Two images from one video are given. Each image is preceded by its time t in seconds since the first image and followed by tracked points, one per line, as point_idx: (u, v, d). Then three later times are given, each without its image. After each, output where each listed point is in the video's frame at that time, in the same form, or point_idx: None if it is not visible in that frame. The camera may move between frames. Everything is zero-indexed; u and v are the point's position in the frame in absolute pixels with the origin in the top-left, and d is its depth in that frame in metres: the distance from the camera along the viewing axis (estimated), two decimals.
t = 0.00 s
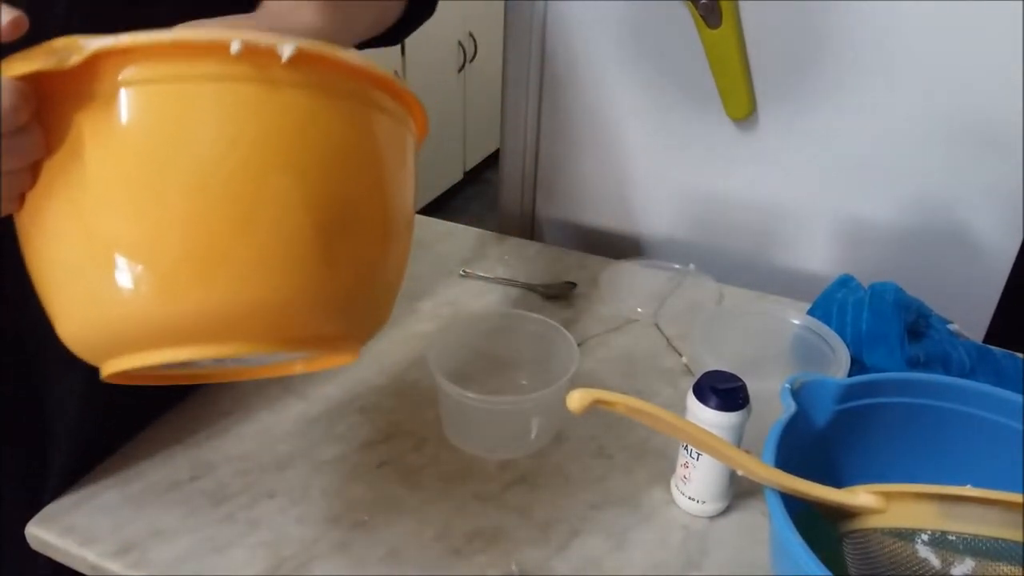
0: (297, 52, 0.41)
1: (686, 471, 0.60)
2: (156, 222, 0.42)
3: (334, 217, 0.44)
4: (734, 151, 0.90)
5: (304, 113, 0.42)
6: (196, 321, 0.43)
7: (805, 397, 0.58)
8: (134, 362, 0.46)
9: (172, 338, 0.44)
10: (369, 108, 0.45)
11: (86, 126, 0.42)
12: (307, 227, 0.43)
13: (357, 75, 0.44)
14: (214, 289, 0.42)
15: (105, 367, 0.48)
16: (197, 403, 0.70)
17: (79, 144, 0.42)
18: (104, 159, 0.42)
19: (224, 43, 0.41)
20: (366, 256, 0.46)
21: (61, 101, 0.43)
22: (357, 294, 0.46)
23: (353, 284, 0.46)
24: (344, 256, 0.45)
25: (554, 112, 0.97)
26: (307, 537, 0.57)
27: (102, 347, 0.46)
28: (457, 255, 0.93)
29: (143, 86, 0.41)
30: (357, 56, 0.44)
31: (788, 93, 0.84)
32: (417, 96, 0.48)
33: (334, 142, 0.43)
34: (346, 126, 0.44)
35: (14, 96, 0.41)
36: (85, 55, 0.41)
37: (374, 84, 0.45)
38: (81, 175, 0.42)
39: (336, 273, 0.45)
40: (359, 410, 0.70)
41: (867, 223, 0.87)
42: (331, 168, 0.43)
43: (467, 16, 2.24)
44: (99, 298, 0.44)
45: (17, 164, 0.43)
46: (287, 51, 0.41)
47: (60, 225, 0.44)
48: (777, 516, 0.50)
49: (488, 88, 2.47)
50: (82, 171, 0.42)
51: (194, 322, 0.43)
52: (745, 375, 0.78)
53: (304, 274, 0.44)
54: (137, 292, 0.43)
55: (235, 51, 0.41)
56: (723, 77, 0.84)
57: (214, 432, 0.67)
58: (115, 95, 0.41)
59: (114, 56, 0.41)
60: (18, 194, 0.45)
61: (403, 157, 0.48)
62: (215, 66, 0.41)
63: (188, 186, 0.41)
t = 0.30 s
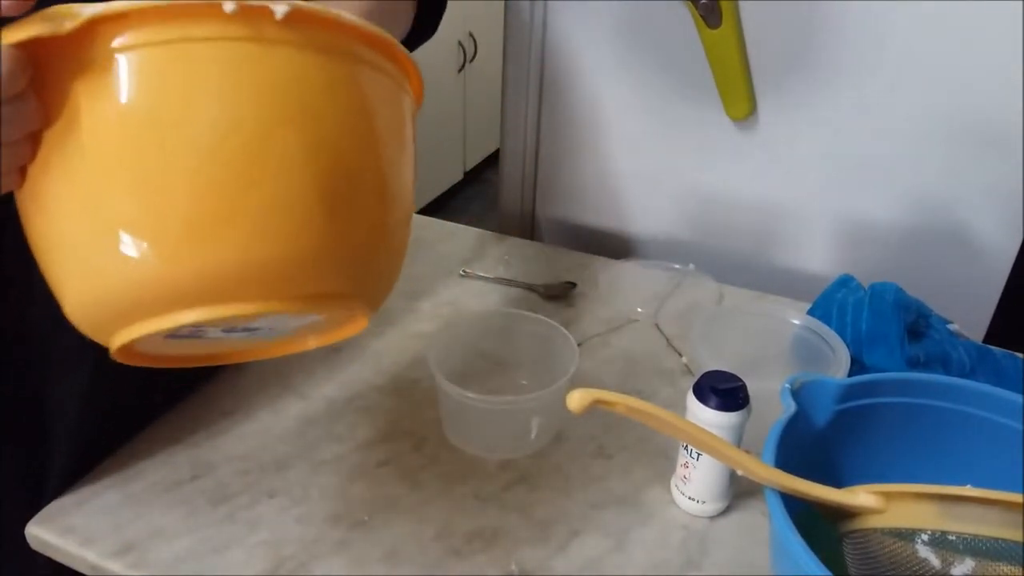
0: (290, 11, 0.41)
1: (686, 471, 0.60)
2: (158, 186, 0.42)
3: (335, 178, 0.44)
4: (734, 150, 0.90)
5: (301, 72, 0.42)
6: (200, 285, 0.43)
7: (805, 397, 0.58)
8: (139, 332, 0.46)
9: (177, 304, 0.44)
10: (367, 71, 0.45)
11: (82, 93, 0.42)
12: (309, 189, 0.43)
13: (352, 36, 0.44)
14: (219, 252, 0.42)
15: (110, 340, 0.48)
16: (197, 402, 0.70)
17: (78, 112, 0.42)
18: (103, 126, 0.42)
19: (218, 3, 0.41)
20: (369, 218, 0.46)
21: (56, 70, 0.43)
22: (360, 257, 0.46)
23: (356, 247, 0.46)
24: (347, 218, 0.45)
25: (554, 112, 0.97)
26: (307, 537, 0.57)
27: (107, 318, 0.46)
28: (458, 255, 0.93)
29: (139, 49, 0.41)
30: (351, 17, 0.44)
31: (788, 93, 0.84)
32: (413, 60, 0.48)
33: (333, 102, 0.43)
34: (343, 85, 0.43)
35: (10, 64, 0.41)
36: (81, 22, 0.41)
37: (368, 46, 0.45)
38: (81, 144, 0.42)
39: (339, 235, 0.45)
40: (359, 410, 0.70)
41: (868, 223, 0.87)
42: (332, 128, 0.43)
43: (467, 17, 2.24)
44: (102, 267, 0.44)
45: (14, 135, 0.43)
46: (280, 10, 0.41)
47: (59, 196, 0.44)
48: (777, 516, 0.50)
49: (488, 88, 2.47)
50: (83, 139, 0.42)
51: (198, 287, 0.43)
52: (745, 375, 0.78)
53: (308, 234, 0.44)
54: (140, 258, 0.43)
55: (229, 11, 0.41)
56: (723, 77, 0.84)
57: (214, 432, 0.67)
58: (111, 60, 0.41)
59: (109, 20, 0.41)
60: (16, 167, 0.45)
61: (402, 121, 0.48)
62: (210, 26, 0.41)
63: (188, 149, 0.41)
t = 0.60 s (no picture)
0: (296, 10, 0.42)
1: (685, 471, 0.60)
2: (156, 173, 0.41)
3: (336, 175, 0.43)
4: (734, 150, 0.90)
5: (304, 69, 0.42)
6: (194, 276, 0.42)
7: (805, 397, 0.58)
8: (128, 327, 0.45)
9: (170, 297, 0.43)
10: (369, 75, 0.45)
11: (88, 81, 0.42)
12: (309, 182, 0.43)
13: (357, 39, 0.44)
14: (214, 243, 0.42)
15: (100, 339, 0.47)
16: (197, 402, 0.70)
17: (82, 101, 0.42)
18: (106, 115, 0.42)
19: None
20: (368, 219, 0.45)
21: (61, 59, 0.43)
22: (361, 253, 0.46)
23: (353, 247, 0.45)
24: (345, 216, 0.44)
25: (554, 112, 0.97)
26: (306, 537, 0.57)
27: (98, 311, 0.45)
28: (458, 255, 0.93)
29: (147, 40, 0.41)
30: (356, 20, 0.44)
31: (788, 93, 0.84)
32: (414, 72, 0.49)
33: (336, 99, 0.43)
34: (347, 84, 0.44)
35: (21, 48, 0.41)
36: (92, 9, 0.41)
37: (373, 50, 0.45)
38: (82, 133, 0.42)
39: (337, 231, 0.44)
40: (358, 410, 0.70)
41: (868, 223, 0.87)
42: (332, 125, 0.43)
43: (467, 17, 2.24)
44: (96, 257, 0.43)
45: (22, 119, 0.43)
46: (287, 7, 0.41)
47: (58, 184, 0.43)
48: (777, 517, 0.50)
49: (488, 88, 2.47)
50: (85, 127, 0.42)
51: (192, 277, 0.42)
52: (745, 375, 0.78)
53: (306, 229, 0.43)
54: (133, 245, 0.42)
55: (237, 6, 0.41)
56: (723, 77, 0.84)
57: (214, 432, 0.67)
58: (118, 51, 0.42)
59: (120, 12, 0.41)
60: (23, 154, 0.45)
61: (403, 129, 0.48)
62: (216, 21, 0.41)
63: (189, 138, 0.41)
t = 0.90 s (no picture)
0: (275, 19, 0.41)
1: (685, 471, 0.60)
2: (132, 186, 0.41)
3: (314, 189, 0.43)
4: (733, 149, 0.90)
5: (286, 81, 0.42)
6: (171, 289, 0.42)
7: (805, 397, 0.58)
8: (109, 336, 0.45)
9: (148, 307, 0.43)
10: (351, 81, 0.45)
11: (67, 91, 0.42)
12: (289, 196, 0.42)
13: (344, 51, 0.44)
14: (191, 256, 0.42)
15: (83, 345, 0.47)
16: (197, 402, 0.70)
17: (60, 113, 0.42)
18: (85, 124, 0.41)
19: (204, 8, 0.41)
20: (348, 233, 0.45)
21: (45, 70, 0.43)
22: (345, 266, 0.46)
23: (336, 259, 0.45)
24: (324, 230, 0.44)
25: (554, 112, 0.97)
26: (306, 537, 0.57)
27: (79, 319, 0.45)
28: (458, 255, 0.93)
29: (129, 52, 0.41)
30: (341, 30, 0.43)
31: (789, 93, 0.84)
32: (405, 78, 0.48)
33: (317, 111, 0.43)
34: (332, 96, 0.43)
35: None
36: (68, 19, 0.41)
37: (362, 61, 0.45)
38: (59, 144, 0.42)
39: (316, 244, 0.44)
40: (358, 410, 0.70)
41: (868, 223, 0.87)
42: (311, 137, 0.43)
43: (467, 17, 2.24)
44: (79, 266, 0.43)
45: None
46: (264, 17, 0.41)
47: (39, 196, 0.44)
48: (777, 517, 0.50)
49: (488, 89, 2.47)
50: (62, 139, 0.42)
51: (176, 290, 0.42)
52: (745, 375, 0.78)
53: (283, 242, 0.43)
54: (110, 258, 0.42)
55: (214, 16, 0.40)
56: (723, 78, 0.85)
57: (214, 432, 0.67)
58: (100, 61, 0.41)
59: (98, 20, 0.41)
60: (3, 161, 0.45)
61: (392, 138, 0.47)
62: (191, 33, 0.41)
63: (170, 149, 0.41)
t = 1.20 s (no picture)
0: (268, 66, 0.40)
1: (685, 471, 0.60)
2: (121, 222, 0.42)
3: (303, 235, 0.43)
4: (732, 150, 0.90)
5: (282, 127, 0.42)
6: (159, 327, 0.43)
7: (804, 396, 0.58)
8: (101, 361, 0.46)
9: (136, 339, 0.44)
10: (351, 127, 0.44)
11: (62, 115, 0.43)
12: (280, 243, 0.43)
13: (343, 97, 0.43)
14: (181, 298, 0.42)
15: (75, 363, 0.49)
16: (198, 402, 0.70)
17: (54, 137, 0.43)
18: (78, 155, 0.42)
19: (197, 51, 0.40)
20: (338, 277, 0.45)
21: (44, 91, 0.44)
22: (335, 312, 0.46)
23: (323, 304, 0.45)
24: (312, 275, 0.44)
25: (554, 113, 0.97)
26: (306, 537, 0.58)
27: (72, 341, 0.46)
28: (458, 255, 0.94)
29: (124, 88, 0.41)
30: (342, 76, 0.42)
31: (788, 93, 0.85)
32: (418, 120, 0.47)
33: (309, 158, 0.43)
34: (328, 142, 0.43)
35: None
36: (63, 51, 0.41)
37: (363, 106, 0.44)
38: (52, 170, 0.43)
39: (301, 290, 0.44)
40: (359, 410, 0.70)
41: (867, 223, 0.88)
42: (302, 185, 0.43)
43: (467, 17, 2.24)
44: (74, 293, 0.44)
45: None
46: (258, 65, 0.40)
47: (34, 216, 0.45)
48: (776, 516, 0.50)
49: (488, 88, 2.47)
50: (54, 165, 0.43)
51: (167, 329, 0.43)
52: (745, 375, 0.78)
53: (269, 286, 0.43)
54: (99, 291, 0.43)
55: (207, 60, 0.40)
56: (721, 78, 0.85)
57: (215, 432, 0.67)
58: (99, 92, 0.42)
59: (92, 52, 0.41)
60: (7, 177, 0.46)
61: (397, 180, 0.47)
62: (184, 72, 0.41)
63: (163, 191, 0.41)
